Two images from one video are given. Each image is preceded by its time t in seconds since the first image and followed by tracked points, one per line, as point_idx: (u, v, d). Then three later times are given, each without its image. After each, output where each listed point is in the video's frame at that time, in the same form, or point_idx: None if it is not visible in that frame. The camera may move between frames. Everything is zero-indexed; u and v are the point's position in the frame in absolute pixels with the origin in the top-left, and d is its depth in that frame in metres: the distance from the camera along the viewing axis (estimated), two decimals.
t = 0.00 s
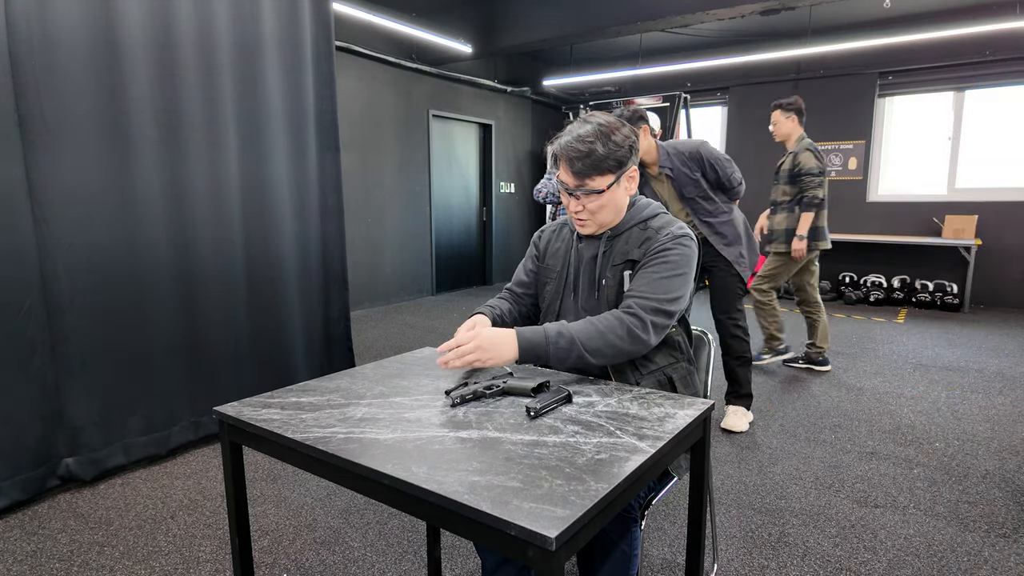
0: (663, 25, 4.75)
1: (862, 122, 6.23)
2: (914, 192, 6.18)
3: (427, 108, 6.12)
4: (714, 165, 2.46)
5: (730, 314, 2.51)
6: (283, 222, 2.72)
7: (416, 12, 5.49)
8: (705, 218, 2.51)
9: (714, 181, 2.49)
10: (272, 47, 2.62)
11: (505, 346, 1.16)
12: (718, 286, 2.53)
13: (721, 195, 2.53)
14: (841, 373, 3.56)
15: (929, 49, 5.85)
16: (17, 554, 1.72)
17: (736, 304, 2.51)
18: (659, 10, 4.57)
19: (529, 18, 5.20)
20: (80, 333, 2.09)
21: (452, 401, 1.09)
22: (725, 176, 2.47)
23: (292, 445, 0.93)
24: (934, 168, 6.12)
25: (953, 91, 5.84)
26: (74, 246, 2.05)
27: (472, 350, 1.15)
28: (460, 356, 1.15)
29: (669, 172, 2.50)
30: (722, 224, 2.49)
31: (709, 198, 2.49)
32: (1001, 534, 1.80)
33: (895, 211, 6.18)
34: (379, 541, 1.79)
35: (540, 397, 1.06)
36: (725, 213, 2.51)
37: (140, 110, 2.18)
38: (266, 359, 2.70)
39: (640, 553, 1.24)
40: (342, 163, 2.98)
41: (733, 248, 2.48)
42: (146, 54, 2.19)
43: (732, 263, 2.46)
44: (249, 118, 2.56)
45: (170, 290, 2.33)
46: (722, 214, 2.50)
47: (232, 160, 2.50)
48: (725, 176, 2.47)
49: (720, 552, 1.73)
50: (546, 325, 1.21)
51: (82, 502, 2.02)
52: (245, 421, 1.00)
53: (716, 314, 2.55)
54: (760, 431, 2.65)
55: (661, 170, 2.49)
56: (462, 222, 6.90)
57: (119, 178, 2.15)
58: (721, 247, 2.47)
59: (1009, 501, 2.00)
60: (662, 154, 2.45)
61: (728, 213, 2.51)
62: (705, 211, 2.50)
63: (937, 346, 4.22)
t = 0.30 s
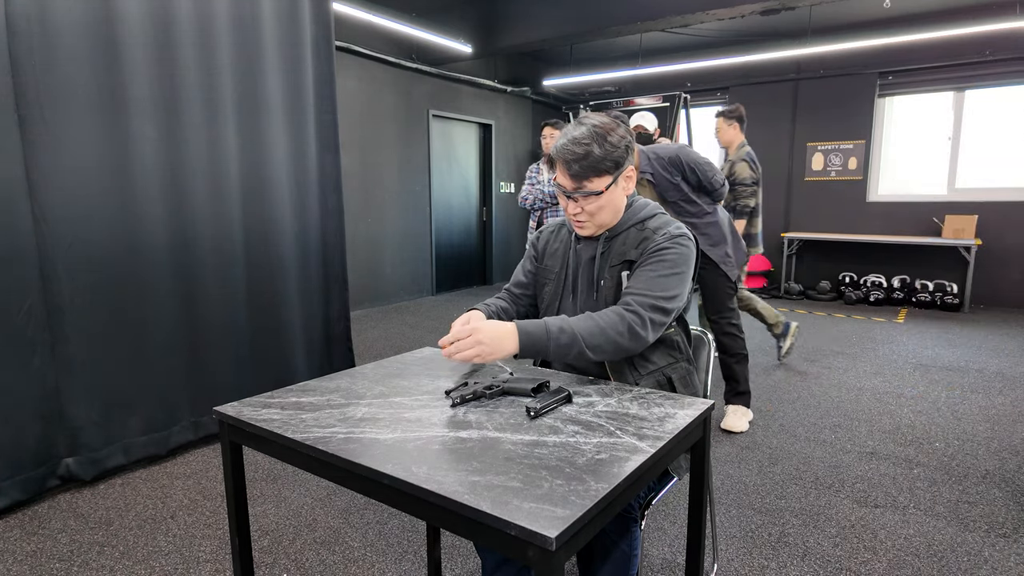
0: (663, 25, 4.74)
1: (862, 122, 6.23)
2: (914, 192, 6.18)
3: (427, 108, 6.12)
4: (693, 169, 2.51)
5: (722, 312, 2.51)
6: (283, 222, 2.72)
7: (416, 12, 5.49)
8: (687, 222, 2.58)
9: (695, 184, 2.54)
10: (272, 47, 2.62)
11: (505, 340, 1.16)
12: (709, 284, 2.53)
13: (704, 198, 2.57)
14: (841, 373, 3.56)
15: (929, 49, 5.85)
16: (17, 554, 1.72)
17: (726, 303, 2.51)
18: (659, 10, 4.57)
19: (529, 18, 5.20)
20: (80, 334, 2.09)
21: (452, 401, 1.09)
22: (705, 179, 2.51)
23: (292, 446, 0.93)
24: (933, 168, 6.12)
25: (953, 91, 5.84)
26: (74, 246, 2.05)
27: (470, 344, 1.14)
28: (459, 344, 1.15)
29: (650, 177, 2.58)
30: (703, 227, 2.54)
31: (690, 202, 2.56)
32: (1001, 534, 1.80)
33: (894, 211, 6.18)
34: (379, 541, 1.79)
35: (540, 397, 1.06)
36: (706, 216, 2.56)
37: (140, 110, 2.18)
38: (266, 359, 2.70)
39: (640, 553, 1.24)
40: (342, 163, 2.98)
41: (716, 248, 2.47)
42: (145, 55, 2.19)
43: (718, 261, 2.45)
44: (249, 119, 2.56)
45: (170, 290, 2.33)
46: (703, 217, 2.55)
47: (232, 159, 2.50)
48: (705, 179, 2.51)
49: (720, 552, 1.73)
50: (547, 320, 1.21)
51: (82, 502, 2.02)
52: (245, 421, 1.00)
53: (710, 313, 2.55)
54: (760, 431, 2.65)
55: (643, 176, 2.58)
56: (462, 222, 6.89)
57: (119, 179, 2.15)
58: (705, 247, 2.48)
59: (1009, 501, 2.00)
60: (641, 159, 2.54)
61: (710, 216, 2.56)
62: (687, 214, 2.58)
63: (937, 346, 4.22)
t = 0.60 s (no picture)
0: (663, 25, 4.74)
1: (862, 122, 6.23)
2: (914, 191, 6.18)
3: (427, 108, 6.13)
4: (684, 166, 2.50)
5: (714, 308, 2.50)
6: (283, 222, 2.72)
7: (416, 12, 5.50)
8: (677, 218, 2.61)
9: (685, 181, 2.53)
10: (273, 47, 2.62)
11: (505, 339, 1.17)
12: (701, 281, 2.52)
13: (694, 194, 2.57)
14: (841, 373, 3.56)
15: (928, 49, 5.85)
16: (17, 554, 1.72)
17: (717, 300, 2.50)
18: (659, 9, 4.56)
19: (529, 18, 5.20)
20: (80, 333, 2.09)
21: (452, 401, 1.09)
22: (695, 177, 2.51)
23: (292, 445, 0.93)
24: (933, 168, 6.12)
25: (953, 91, 5.84)
26: (74, 246, 2.05)
27: (470, 346, 1.15)
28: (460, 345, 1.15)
29: (642, 173, 2.60)
30: (692, 225, 2.57)
31: (680, 199, 2.57)
32: (1000, 534, 1.80)
33: (894, 211, 6.18)
34: (379, 541, 1.79)
35: (540, 396, 1.06)
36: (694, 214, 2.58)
37: (141, 110, 2.18)
38: (266, 358, 2.70)
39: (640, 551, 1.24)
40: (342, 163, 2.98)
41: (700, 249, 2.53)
42: (145, 55, 2.19)
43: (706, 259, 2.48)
44: (249, 119, 2.56)
45: (171, 289, 2.33)
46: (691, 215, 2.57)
47: (232, 160, 2.50)
48: (695, 176, 2.50)
49: (720, 552, 1.73)
50: (544, 322, 1.21)
51: (82, 502, 2.02)
52: (245, 421, 1.00)
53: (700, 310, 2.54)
54: (760, 431, 2.65)
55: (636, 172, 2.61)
56: (462, 222, 6.89)
57: (119, 179, 2.15)
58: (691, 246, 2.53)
59: (1009, 501, 1.99)
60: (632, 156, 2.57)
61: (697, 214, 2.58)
62: (677, 210, 2.59)
63: (937, 346, 4.22)
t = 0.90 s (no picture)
0: (663, 25, 4.74)
1: (862, 122, 6.23)
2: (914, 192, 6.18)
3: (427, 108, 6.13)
4: (680, 165, 2.51)
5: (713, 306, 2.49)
6: (282, 222, 2.72)
7: (416, 12, 5.50)
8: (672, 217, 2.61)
9: (681, 180, 2.53)
10: (273, 47, 2.62)
11: (506, 345, 1.15)
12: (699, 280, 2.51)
13: (689, 193, 2.57)
14: (842, 372, 3.56)
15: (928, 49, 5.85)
16: (17, 554, 1.72)
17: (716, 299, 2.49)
18: (659, 9, 4.56)
19: (528, 18, 5.20)
20: (80, 334, 2.09)
21: (452, 401, 1.09)
22: (691, 176, 2.51)
23: (292, 445, 0.93)
24: (933, 168, 6.12)
25: (953, 91, 5.84)
26: (75, 246, 2.05)
27: (471, 349, 1.13)
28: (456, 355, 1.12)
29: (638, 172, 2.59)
30: (687, 223, 2.56)
31: (675, 197, 2.57)
32: (1001, 533, 1.80)
33: (894, 211, 6.18)
34: (379, 541, 1.79)
35: (540, 396, 1.06)
36: (689, 212, 2.58)
37: (141, 110, 2.19)
38: (266, 358, 2.70)
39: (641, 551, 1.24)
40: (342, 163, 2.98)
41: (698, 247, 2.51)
42: (145, 55, 2.19)
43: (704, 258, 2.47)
44: (249, 119, 2.56)
45: (171, 289, 2.33)
46: (686, 213, 2.58)
47: (232, 160, 2.50)
48: (692, 175, 2.50)
49: (720, 552, 1.73)
50: (546, 327, 1.21)
51: (82, 502, 2.02)
52: (245, 421, 1.00)
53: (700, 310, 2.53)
54: (761, 431, 2.65)
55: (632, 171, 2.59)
56: (462, 222, 6.89)
57: (120, 179, 2.15)
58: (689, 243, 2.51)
59: (1008, 501, 1.99)
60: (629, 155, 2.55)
61: (693, 212, 2.58)
62: (672, 209, 2.59)
63: (937, 346, 4.22)
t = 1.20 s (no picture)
0: (663, 25, 4.73)
1: (862, 122, 6.23)
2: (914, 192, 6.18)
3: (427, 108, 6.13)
4: (679, 165, 2.51)
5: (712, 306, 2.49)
6: (283, 222, 2.72)
7: (416, 13, 5.50)
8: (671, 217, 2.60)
9: (680, 180, 2.53)
10: (273, 47, 2.62)
11: (506, 344, 1.16)
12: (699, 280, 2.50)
13: (687, 193, 2.57)
14: (842, 373, 3.56)
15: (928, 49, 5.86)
16: (17, 554, 1.72)
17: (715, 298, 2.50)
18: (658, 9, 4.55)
19: (528, 18, 5.19)
20: (81, 333, 2.09)
21: (452, 401, 1.09)
22: (690, 176, 2.51)
23: (292, 445, 0.93)
24: (933, 168, 6.12)
25: (953, 91, 5.84)
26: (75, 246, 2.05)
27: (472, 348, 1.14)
28: (455, 355, 1.13)
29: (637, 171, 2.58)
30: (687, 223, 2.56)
31: (674, 197, 2.56)
32: (1001, 534, 1.80)
33: (894, 211, 6.18)
34: (379, 541, 1.79)
35: (540, 396, 1.06)
36: (688, 212, 2.58)
37: (141, 110, 2.19)
38: (266, 358, 2.70)
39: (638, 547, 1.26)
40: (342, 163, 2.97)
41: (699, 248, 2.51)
42: (145, 55, 2.19)
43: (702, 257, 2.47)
44: (249, 119, 2.56)
45: (171, 289, 2.33)
46: (685, 213, 2.57)
47: (233, 160, 2.50)
48: (691, 175, 2.51)
49: (720, 552, 1.73)
50: (547, 325, 1.21)
51: (82, 502, 2.02)
52: (245, 421, 1.00)
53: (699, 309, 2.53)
54: (761, 431, 2.64)
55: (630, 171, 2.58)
56: (462, 222, 6.89)
57: (120, 179, 2.15)
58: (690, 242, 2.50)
59: (1008, 501, 1.99)
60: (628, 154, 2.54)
61: (692, 212, 2.58)
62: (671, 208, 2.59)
63: (937, 346, 4.22)
